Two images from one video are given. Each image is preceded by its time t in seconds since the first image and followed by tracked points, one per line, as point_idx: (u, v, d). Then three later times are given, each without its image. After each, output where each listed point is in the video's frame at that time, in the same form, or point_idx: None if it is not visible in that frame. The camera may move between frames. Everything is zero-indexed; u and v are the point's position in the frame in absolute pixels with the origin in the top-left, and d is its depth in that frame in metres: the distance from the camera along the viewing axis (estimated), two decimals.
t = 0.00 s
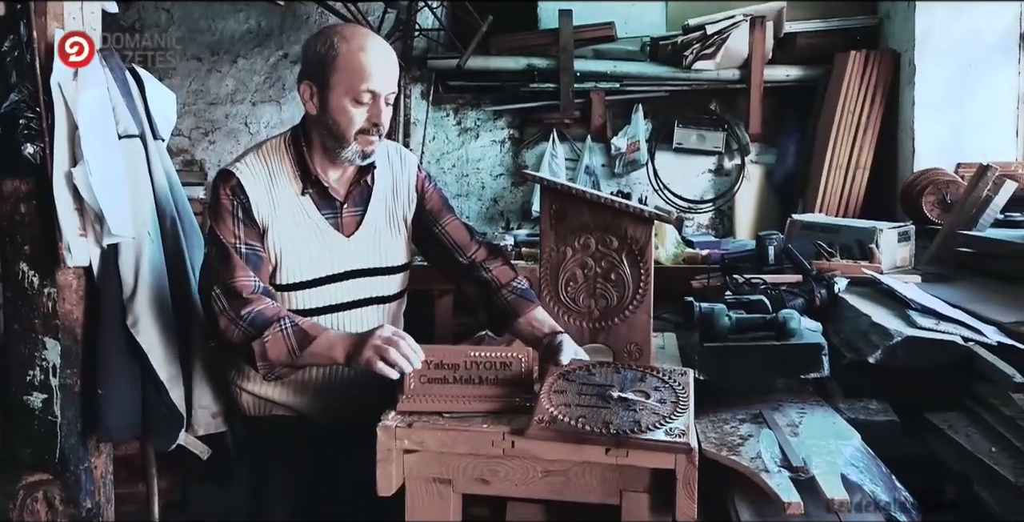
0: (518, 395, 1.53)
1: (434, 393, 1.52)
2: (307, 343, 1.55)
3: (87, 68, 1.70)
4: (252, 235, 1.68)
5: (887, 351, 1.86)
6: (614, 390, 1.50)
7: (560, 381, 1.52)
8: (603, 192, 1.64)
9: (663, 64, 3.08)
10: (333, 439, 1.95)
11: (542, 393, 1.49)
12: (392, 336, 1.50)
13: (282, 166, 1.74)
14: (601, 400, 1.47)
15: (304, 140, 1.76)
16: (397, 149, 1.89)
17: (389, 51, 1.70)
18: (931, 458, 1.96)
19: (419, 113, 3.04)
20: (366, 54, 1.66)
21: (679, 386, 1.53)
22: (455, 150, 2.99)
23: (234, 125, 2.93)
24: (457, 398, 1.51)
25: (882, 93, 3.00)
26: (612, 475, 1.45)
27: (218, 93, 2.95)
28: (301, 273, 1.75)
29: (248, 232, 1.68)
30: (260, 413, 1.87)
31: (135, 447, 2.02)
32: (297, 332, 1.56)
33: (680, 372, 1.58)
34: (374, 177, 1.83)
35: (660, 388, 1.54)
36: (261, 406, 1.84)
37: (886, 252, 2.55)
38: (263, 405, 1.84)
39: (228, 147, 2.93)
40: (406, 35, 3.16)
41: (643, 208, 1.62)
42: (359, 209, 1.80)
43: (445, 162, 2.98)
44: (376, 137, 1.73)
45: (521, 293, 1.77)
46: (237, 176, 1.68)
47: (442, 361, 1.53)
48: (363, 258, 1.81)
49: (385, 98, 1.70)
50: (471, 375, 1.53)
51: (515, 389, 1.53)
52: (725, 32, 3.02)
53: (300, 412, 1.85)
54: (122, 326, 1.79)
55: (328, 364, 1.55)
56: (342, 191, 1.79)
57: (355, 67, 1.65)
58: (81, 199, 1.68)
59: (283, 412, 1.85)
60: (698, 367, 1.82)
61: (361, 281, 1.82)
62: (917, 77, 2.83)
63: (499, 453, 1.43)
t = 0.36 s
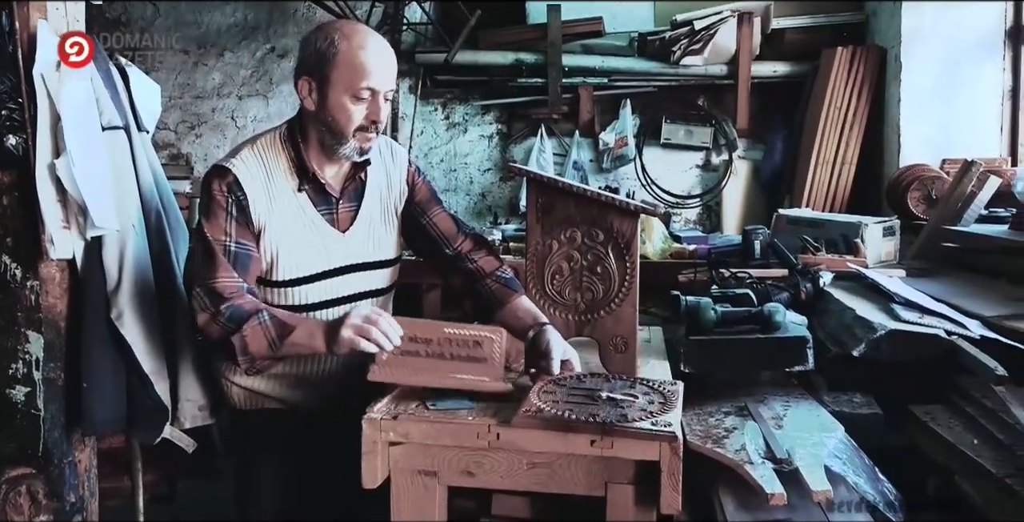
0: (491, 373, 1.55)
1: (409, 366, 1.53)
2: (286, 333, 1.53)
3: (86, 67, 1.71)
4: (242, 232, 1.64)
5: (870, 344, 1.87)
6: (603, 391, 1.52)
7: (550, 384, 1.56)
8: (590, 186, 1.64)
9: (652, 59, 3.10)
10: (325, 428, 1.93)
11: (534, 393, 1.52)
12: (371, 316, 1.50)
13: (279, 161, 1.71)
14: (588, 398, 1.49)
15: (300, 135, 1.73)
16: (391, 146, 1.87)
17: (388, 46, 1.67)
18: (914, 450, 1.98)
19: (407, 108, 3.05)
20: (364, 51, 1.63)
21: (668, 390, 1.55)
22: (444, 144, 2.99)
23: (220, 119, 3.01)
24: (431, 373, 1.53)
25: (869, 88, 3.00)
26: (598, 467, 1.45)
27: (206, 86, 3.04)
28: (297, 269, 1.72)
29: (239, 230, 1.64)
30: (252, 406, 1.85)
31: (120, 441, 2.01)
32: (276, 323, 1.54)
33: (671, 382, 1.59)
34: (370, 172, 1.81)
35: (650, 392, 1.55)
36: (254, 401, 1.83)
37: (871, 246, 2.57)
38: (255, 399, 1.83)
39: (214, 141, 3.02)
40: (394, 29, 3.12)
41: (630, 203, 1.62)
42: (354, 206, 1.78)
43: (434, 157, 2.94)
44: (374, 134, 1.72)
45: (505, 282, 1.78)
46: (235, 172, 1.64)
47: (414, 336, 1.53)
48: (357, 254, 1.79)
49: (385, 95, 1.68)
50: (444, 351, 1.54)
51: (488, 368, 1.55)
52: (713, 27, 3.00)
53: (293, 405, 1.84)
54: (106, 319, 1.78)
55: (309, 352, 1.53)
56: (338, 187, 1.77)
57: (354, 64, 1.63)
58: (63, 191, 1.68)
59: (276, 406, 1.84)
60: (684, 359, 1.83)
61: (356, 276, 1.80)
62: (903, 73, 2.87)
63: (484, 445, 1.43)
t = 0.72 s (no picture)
0: (407, 330, 1.57)
1: (325, 329, 1.55)
2: (213, 295, 1.54)
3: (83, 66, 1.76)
4: (207, 214, 1.63)
5: (851, 333, 1.89)
6: (586, 384, 1.54)
7: (534, 378, 1.57)
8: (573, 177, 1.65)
9: (636, 51, 3.14)
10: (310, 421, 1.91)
11: (518, 386, 1.53)
12: (287, 281, 1.53)
13: (269, 148, 1.70)
14: (571, 390, 1.51)
15: (291, 122, 1.73)
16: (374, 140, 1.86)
17: (381, 39, 1.67)
18: (895, 437, 2.00)
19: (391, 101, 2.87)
20: (359, 40, 1.64)
21: (651, 381, 1.56)
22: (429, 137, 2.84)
23: (203, 113, 2.87)
24: (345, 333, 1.55)
25: (851, 81, 3.03)
26: (581, 456, 1.46)
27: (187, 81, 2.96)
28: (279, 254, 1.72)
29: (214, 212, 1.65)
30: (236, 395, 1.83)
31: (102, 436, 2.00)
32: (202, 284, 1.55)
33: (653, 377, 1.59)
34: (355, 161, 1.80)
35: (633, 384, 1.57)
36: (238, 390, 1.81)
37: (853, 237, 2.59)
38: (239, 388, 1.81)
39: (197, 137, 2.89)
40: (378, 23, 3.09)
41: (614, 194, 1.63)
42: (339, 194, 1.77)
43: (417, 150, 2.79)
44: (365, 123, 1.70)
45: (475, 262, 1.80)
46: (223, 155, 1.65)
47: (330, 297, 1.55)
48: (342, 241, 1.79)
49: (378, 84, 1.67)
50: (359, 309, 1.55)
51: (403, 325, 1.56)
52: (698, 19, 3.07)
53: (279, 396, 1.82)
54: (87, 313, 1.78)
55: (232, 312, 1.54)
56: (326, 174, 1.76)
57: (351, 54, 1.63)
58: (43, 185, 1.67)
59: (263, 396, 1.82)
60: (667, 350, 1.84)
61: (339, 264, 1.79)
62: (886, 66, 2.90)
63: (467, 435, 1.44)
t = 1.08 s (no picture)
0: (376, 291, 1.76)
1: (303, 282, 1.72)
2: (197, 255, 1.68)
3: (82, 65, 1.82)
4: (196, 191, 1.78)
5: (837, 330, 1.90)
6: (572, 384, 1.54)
7: (521, 379, 1.58)
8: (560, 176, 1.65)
9: (622, 50, 2.94)
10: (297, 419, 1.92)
11: (505, 386, 1.53)
12: (274, 238, 1.70)
13: (254, 133, 1.87)
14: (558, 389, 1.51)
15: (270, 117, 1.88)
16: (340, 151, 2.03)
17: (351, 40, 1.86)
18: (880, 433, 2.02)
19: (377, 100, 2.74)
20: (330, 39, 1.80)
21: (638, 380, 1.57)
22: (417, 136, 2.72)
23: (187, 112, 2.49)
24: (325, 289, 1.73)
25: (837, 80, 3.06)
26: (568, 454, 1.46)
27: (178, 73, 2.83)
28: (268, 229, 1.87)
29: (207, 187, 1.79)
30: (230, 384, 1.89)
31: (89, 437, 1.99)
32: (186, 246, 1.67)
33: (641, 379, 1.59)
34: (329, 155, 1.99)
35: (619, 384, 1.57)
36: (234, 378, 1.88)
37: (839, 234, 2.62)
38: (234, 375, 1.88)
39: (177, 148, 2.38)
40: (366, 21, 3.08)
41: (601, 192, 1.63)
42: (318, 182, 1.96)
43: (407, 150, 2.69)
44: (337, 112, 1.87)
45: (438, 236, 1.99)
46: (211, 141, 1.80)
47: (313, 257, 1.72)
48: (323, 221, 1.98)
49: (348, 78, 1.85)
50: (336, 269, 1.74)
51: (374, 286, 1.76)
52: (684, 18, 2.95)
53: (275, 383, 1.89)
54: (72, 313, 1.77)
55: (216, 274, 1.69)
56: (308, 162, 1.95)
57: (324, 48, 1.80)
58: (28, 185, 1.68)
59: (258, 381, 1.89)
60: (655, 348, 1.85)
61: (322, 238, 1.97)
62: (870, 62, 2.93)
63: (455, 434, 1.45)
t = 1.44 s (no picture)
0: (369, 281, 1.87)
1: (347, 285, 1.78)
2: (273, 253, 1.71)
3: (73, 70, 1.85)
4: (237, 193, 1.73)
5: (819, 333, 1.91)
6: (554, 389, 1.54)
7: (503, 384, 1.57)
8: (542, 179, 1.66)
9: (609, 54, 3.10)
10: (279, 422, 1.91)
11: (487, 391, 1.53)
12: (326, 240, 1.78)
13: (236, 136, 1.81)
14: (540, 395, 1.51)
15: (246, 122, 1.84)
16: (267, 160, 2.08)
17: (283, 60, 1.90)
18: (862, 435, 2.03)
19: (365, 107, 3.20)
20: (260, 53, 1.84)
21: (620, 384, 1.57)
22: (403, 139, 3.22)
23: (175, 115, 2.86)
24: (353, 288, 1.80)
25: (822, 83, 3.06)
26: (550, 458, 1.46)
27: (159, 81, 2.94)
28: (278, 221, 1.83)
29: (240, 189, 1.74)
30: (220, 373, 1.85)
31: (70, 443, 1.97)
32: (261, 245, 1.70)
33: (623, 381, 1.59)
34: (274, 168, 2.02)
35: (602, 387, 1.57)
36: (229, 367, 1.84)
37: (822, 237, 2.62)
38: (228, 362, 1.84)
39: (172, 138, 2.89)
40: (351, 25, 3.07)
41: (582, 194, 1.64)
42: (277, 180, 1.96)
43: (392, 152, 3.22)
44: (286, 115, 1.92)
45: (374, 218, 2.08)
46: (225, 148, 1.74)
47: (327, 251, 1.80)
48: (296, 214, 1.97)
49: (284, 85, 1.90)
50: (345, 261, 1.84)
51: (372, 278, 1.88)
52: (669, 22, 3.05)
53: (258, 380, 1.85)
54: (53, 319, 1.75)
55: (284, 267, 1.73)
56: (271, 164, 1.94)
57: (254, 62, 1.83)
58: (8, 190, 1.67)
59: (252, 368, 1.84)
60: (638, 352, 1.84)
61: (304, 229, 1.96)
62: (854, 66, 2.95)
63: (437, 438, 1.44)
